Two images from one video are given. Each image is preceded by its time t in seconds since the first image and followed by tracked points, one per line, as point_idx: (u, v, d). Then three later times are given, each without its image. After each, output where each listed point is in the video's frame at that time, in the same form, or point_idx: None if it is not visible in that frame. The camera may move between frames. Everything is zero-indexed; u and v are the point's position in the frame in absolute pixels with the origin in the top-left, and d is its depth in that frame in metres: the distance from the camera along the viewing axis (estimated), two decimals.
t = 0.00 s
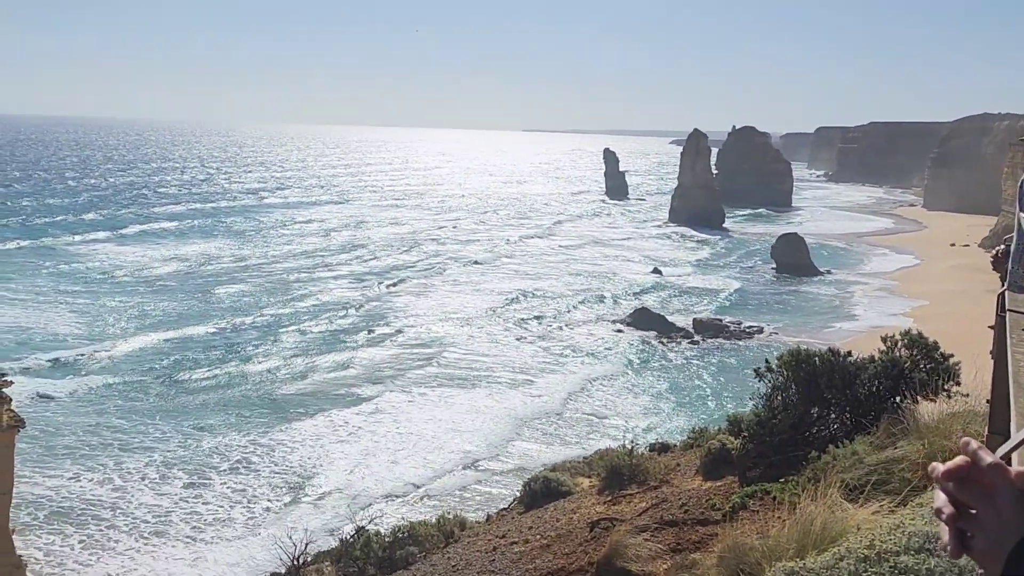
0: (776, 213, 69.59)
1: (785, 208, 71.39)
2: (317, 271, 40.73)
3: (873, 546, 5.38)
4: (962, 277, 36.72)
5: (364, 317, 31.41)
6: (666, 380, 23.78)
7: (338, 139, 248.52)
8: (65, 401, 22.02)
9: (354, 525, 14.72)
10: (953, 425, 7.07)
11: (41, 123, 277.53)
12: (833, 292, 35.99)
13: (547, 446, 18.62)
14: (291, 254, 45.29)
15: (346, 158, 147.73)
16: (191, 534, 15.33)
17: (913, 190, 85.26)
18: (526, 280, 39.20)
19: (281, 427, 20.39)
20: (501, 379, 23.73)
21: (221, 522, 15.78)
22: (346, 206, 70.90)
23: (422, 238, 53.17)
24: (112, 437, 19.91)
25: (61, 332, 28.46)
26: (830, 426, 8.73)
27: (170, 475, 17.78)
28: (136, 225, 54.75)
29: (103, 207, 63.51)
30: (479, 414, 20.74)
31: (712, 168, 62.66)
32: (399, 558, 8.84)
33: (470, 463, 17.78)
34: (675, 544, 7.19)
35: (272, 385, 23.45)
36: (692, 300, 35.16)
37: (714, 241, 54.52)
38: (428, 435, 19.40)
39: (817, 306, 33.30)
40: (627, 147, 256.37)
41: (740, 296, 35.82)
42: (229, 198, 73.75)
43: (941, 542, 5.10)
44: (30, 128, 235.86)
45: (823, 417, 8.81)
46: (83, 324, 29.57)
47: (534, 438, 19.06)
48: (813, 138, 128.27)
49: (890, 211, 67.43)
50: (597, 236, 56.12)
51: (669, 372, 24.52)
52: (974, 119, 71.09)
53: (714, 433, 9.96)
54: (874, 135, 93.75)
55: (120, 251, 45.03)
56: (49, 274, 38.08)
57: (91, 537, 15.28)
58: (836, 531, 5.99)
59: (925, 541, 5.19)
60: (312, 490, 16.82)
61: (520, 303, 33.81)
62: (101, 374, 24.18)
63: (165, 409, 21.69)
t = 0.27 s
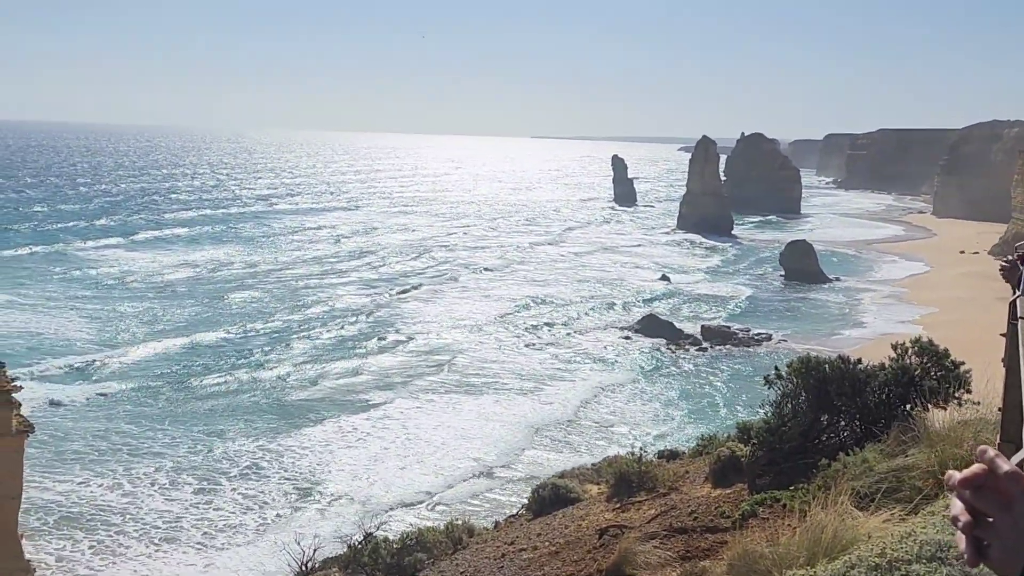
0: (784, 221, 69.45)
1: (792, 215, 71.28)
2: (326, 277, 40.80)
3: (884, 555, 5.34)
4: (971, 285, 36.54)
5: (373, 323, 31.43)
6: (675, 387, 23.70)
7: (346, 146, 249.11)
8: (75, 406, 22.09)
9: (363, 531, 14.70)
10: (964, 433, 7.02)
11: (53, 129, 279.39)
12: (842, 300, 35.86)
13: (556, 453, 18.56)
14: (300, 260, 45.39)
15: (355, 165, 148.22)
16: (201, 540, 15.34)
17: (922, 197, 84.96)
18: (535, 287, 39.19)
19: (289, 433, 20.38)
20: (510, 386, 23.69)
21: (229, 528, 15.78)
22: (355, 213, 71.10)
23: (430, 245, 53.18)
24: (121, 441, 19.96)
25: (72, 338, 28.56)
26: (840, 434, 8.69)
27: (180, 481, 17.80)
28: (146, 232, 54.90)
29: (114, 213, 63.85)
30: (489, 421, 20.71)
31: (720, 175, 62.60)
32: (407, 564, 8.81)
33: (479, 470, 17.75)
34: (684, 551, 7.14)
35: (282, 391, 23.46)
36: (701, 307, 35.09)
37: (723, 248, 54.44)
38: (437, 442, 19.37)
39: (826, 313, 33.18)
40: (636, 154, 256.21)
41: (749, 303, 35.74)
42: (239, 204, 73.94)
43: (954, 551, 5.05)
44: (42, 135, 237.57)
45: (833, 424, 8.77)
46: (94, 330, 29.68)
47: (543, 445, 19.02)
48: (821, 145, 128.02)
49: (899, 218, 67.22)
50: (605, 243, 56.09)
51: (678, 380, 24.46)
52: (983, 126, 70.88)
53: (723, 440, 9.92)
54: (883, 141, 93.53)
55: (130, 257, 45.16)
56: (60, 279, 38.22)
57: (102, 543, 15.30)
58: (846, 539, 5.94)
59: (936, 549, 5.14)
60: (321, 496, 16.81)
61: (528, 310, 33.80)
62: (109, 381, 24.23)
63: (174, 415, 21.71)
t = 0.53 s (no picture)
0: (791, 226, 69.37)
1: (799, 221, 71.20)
2: (335, 282, 40.87)
3: (894, 561, 5.32)
4: (980, 290, 36.44)
5: (381, 328, 31.47)
6: (684, 392, 23.67)
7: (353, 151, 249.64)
8: (84, 410, 22.16)
9: (371, 536, 14.69)
10: (974, 439, 6.99)
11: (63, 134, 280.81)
12: (850, 305, 35.79)
13: (564, 458, 18.53)
14: (309, 265, 45.48)
15: (363, 170, 148.60)
16: (211, 545, 15.36)
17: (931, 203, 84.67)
18: (543, 292, 39.19)
19: (298, 437, 20.42)
20: (517, 391, 23.70)
21: (239, 533, 15.79)
22: (363, 218, 71.26)
23: (438, 250, 53.24)
24: (130, 445, 20.02)
25: (81, 342, 28.66)
26: (849, 439, 8.67)
27: (189, 485, 17.84)
28: (155, 236, 55.10)
29: (123, 218, 64.10)
30: (497, 426, 20.69)
31: (727, 180, 62.55)
32: (414, 569, 8.81)
33: (487, 475, 17.74)
34: (693, 557, 7.12)
35: (290, 396, 23.49)
36: (709, 312, 35.03)
37: (731, 253, 54.36)
38: (446, 447, 19.36)
39: (834, 319, 33.13)
40: (644, 159, 256.13)
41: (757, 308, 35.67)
42: (247, 209, 74.13)
43: (965, 558, 5.02)
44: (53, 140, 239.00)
45: (841, 430, 8.74)
46: (103, 334, 29.79)
47: (551, 450, 18.99)
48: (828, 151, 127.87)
49: (907, 224, 67.00)
50: (613, 248, 56.07)
51: (686, 385, 24.41)
52: (991, 132, 70.72)
53: (731, 446, 9.91)
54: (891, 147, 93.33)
55: (139, 262, 45.32)
56: (69, 284, 38.36)
57: (112, 547, 15.34)
58: (855, 546, 5.91)
59: (946, 556, 5.11)
60: (329, 501, 16.81)
61: (536, 315, 33.80)
62: (117, 385, 24.30)
63: (182, 419, 21.76)
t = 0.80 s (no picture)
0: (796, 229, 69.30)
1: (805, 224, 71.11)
2: (343, 285, 40.97)
3: (903, 566, 5.30)
4: (987, 294, 36.34)
5: (388, 331, 31.52)
6: (690, 396, 23.66)
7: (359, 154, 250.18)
8: (91, 412, 22.24)
9: (378, 539, 14.72)
10: (982, 443, 6.96)
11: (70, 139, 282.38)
12: (856, 308, 35.73)
13: (570, 461, 18.54)
14: (316, 268, 45.59)
15: (370, 173, 148.80)
16: (219, 548, 15.39)
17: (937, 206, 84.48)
18: (549, 295, 39.22)
19: (305, 440, 20.47)
20: (523, 394, 23.72)
21: (247, 536, 15.82)
22: (370, 221, 71.39)
23: (444, 253, 53.32)
24: (138, 448, 20.08)
25: (89, 345, 28.77)
26: (856, 443, 8.65)
27: (197, 488, 17.89)
28: (162, 240, 55.30)
29: (131, 221, 64.36)
30: (504, 429, 20.71)
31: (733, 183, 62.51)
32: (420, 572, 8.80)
33: (494, 478, 17.76)
34: (700, 561, 7.10)
35: (297, 399, 23.56)
36: (715, 315, 35.02)
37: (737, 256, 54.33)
38: (453, 450, 19.38)
39: (840, 322, 33.08)
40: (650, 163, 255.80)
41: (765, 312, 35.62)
42: (253, 212, 74.31)
43: (973, 562, 5.00)
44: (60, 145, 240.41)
45: (849, 434, 8.74)
46: (111, 338, 29.90)
47: (557, 453, 19.01)
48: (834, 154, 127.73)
49: (913, 227, 66.85)
50: (619, 251, 56.08)
51: (692, 388, 24.38)
52: (997, 135, 70.56)
53: (738, 450, 9.91)
54: (897, 150, 93.17)
55: (147, 265, 45.48)
56: (77, 287, 38.52)
57: (121, 550, 15.38)
58: (863, 550, 5.89)
59: (955, 561, 5.06)
60: (336, 504, 16.84)
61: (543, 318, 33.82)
62: (125, 388, 24.38)
63: (190, 422, 21.83)
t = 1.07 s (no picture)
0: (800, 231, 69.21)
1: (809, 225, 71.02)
2: (347, 288, 41.02)
3: (907, 568, 5.30)
4: (991, 295, 36.23)
5: (393, 334, 31.55)
6: (695, 398, 23.61)
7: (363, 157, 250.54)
8: (96, 415, 22.28)
9: (382, 541, 14.74)
10: (987, 445, 6.94)
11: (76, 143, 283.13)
12: (860, 310, 35.65)
13: (575, 463, 18.53)
14: (321, 271, 45.67)
15: (375, 176, 149.11)
16: (225, 550, 15.40)
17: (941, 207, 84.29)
18: (554, 298, 39.22)
19: (309, 443, 20.48)
20: (527, 396, 23.71)
21: (252, 538, 15.83)
22: (375, 223, 71.50)
23: (449, 255, 53.35)
24: (143, 451, 20.11)
25: (94, 348, 28.84)
26: (861, 445, 8.62)
27: (203, 491, 17.92)
28: (167, 242, 55.39)
29: (137, 224, 64.51)
30: (509, 431, 20.73)
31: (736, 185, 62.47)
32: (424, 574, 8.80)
33: (499, 480, 17.76)
34: (704, 563, 7.09)
35: (302, 401, 23.59)
36: (720, 317, 34.98)
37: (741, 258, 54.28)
38: (458, 453, 19.40)
39: (844, 324, 33.02)
40: (654, 166, 255.76)
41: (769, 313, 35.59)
42: (258, 215, 74.42)
43: (978, 564, 4.98)
44: (66, 149, 240.85)
45: (853, 436, 8.72)
46: (116, 340, 29.98)
47: (562, 455, 19.01)
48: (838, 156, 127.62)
49: (917, 228, 66.72)
50: (623, 253, 56.08)
51: (697, 390, 24.36)
52: (1002, 136, 70.41)
53: (742, 452, 9.90)
54: (901, 152, 93.07)
55: (152, 268, 45.58)
56: (82, 290, 38.62)
57: (127, 553, 15.41)
58: (868, 552, 5.87)
59: (959, 563, 5.05)
60: (341, 507, 16.84)
61: (547, 321, 33.84)
62: (130, 391, 24.41)
63: (195, 424, 21.85)
